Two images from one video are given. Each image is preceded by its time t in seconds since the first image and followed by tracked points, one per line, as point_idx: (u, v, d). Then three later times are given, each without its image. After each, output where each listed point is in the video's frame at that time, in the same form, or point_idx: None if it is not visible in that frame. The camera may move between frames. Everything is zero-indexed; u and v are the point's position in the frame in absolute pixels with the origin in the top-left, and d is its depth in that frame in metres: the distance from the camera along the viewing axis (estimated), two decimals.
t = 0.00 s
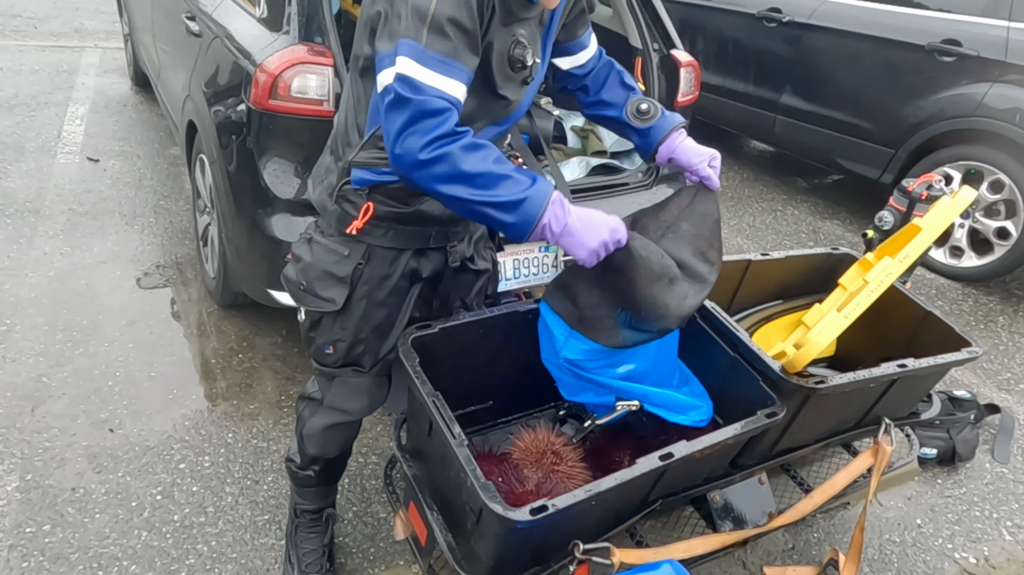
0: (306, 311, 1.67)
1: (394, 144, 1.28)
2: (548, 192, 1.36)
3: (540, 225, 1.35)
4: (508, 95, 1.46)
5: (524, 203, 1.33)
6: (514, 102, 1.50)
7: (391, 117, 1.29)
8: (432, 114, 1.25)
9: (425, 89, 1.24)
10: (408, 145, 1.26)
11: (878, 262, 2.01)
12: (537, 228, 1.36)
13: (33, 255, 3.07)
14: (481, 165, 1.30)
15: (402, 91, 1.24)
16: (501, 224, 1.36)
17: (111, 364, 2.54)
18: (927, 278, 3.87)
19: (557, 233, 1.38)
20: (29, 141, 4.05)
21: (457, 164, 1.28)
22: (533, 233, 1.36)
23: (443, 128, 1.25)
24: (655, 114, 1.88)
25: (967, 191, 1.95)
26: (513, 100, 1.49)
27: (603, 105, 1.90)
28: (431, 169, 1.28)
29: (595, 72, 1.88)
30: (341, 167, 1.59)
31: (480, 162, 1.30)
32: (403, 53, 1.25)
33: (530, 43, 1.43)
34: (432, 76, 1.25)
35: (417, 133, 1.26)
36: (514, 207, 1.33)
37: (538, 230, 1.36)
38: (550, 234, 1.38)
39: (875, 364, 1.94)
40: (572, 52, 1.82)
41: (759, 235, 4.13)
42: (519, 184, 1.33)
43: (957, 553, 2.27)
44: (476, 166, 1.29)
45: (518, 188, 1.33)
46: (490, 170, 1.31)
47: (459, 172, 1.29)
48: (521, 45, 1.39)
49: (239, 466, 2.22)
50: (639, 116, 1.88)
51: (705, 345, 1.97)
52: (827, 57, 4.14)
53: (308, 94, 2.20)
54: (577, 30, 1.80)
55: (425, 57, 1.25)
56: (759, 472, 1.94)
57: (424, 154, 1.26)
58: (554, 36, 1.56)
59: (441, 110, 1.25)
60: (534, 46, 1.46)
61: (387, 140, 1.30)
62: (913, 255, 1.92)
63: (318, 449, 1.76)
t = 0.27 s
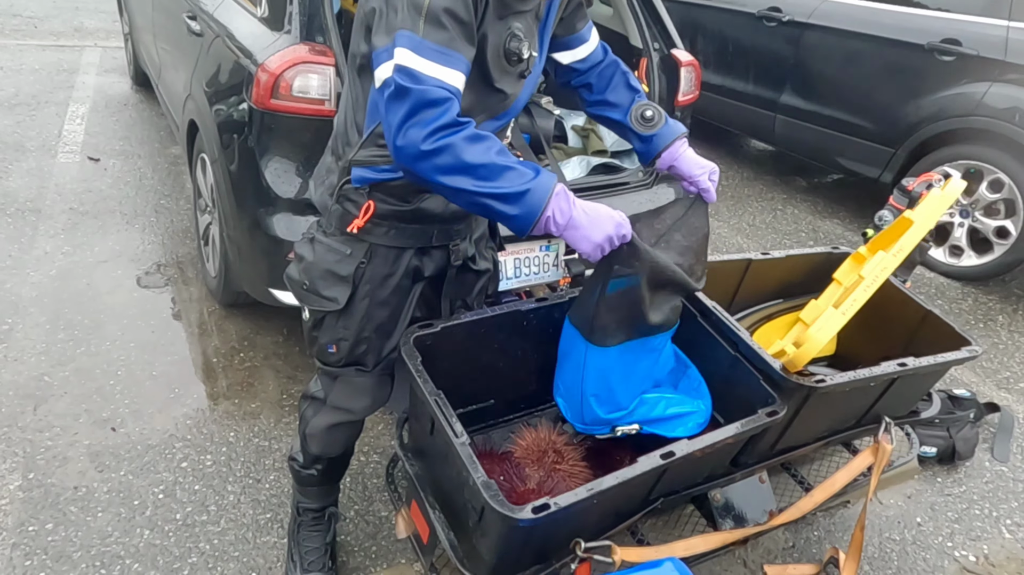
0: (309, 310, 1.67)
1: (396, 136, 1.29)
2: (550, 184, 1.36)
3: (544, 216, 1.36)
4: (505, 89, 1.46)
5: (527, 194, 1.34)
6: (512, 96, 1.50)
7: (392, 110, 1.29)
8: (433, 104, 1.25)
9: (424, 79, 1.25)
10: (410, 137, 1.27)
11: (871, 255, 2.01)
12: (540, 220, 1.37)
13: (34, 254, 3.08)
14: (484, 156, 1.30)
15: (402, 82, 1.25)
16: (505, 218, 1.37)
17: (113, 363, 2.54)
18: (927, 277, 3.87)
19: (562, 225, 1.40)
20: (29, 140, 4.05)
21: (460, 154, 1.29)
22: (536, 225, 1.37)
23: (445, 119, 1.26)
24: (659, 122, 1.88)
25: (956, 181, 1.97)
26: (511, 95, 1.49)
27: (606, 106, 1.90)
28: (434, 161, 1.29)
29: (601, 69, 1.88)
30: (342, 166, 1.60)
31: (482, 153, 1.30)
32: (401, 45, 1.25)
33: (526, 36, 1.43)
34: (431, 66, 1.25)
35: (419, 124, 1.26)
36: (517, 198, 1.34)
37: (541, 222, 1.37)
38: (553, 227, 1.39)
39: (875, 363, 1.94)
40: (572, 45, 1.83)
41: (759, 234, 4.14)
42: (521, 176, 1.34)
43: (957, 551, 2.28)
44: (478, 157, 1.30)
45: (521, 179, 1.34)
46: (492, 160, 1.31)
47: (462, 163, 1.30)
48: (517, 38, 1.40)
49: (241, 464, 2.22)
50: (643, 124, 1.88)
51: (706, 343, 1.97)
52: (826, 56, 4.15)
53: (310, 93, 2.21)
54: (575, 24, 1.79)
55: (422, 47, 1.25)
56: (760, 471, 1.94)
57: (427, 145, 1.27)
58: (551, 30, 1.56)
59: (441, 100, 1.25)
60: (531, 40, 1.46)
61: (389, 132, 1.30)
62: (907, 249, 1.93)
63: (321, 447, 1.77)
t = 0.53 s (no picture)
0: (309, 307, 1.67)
1: (400, 132, 1.29)
2: (555, 171, 1.36)
3: (550, 204, 1.36)
4: (502, 83, 1.46)
5: (532, 183, 1.34)
6: (510, 91, 1.49)
7: (395, 106, 1.29)
8: (436, 99, 1.25)
9: (426, 74, 1.25)
10: (414, 132, 1.27)
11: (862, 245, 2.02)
12: (547, 208, 1.37)
13: (36, 253, 3.07)
14: (488, 147, 1.30)
15: (404, 78, 1.25)
16: (511, 207, 1.37)
17: (114, 362, 2.54)
18: (928, 275, 3.87)
19: (570, 212, 1.40)
20: (30, 139, 4.05)
21: (464, 147, 1.29)
22: (542, 213, 1.37)
23: (448, 113, 1.26)
24: (666, 120, 1.88)
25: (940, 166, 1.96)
26: (509, 90, 1.48)
27: (611, 104, 1.90)
28: (439, 155, 1.29)
29: (603, 68, 1.88)
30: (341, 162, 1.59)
31: (485, 144, 1.30)
32: (401, 41, 1.25)
33: (524, 31, 1.42)
34: (432, 61, 1.25)
35: (422, 119, 1.26)
36: (523, 187, 1.34)
37: (548, 210, 1.37)
38: (560, 215, 1.39)
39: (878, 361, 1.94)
40: (571, 42, 1.82)
41: (761, 233, 4.14)
42: (526, 164, 1.34)
43: (959, 550, 2.28)
44: (482, 148, 1.30)
45: (527, 168, 1.34)
46: (496, 151, 1.31)
47: (466, 156, 1.29)
48: (513, 33, 1.39)
49: (243, 463, 2.22)
50: (651, 121, 1.88)
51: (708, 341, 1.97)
52: (827, 55, 4.15)
53: (312, 91, 2.21)
54: (574, 21, 1.80)
55: (424, 43, 1.24)
56: (763, 469, 1.94)
57: (431, 140, 1.27)
58: (549, 26, 1.55)
59: (443, 94, 1.25)
60: (528, 36, 1.45)
61: (393, 129, 1.31)
62: (896, 234, 1.93)
63: (323, 445, 1.76)
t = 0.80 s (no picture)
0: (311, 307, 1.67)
1: (391, 121, 1.28)
2: (542, 176, 1.36)
3: (536, 206, 1.35)
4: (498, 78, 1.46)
5: (520, 181, 1.33)
6: (505, 84, 1.49)
7: (386, 96, 1.29)
8: (427, 88, 1.25)
9: (418, 62, 1.25)
10: (404, 120, 1.27)
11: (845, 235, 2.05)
12: (533, 210, 1.35)
13: (36, 253, 3.08)
14: (477, 142, 1.30)
15: (397, 66, 1.25)
16: (496, 207, 1.36)
17: (115, 362, 2.54)
18: (927, 275, 3.88)
19: (557, 218, 1.38)
20: (30, 140, 4.05)
21: (453, 139, 1.28)
22: (527, 217, 1.36)
23: (439, 102, 1.26)
24: (680, 102, 1.88)
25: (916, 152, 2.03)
26: (504, 83, 1.48)
27: (626, 89, 1.91)
28: (427, 145, 1.29)
29: (614, 55, 1.88)
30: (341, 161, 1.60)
31: (474, 139, 1.30)
32: (394, 30, 1.25)
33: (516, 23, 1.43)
34: (424, 50, 1.25)
35: (413, 108, 1.26)
36: (510, 185, 1.33)
37: (534, 212, 1.36)
38: (546, 220, 1.37)
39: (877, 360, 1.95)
40: (574, 29, 1.82)
41: (760, 233, 4.14)
42: (513, 165, 1.34)
43: (959, 549, 2.28)
44: (471, 142, 1.29)
45: (515, 169, 1.34)
46: (484, 147, 1.31)
47: (454, 148, 1.29)
48: (506, 27, 1.40)
49: (244, 463, 2.23)
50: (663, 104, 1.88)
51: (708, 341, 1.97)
52: (826, 55, 4.15)
53: (312, 92, 2.21)
54: (574, 8, 1.79)
55: (417, 32, 1.25)
56: (764, 469, 1.95)
57: (420, 129, 1.27)
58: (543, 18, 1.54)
59: (434, 84, 1.25)
60: (521, 29, 1.45)
61: (384, 119, 1.30)
62: (875, 220, 1.97)
63: (325, 445, 1.77)
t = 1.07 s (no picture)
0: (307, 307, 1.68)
1: (381, 124, 1.30)
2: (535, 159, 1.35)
3: (532, 190, 1.35)
4: (494, 81, 1.46)
5: (513, 170, 1.33)
6: (501, 87, 1.49)
7: (376, 99, 1.30)
8: (413, 89, 1.26)
9: (402, 64, 1.25)
10: (392, 123, 1.28)
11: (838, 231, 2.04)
12: (530, 194, 1.35)
13: (36, 253, 3.08)
14: (467, 136, 1.30)
15: (382, 70, 1.26)
16: (494, 195, 1.36)
17: (115, 362, 2.55)
18: (926, 275, 3.88)
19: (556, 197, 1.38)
20: (30, 140, 4.05)
21: (442, 136, 1.28)
22: (525, 201, 1.36)
23: (425, 102, 1.26)
24: (668, 105, 1.88)
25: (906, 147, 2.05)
26: (500, 86, 1.48)
27: (614, 92, 1.91)
28: (417, 145, 1.29)
29: (603, 59, 1.89)
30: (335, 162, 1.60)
31: (464, 132, 1.30)
32: (379, 34, 1.26)
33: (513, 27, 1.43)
34: (407, 51, 1.25)
35: (400, 110, 1.27)
36: (504, 174, 1.33)
37: (530, 197, 1.36)
38: (545, 200, 1.37)
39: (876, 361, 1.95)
40: (568, 34, 1.83)
41: (760, 233, 4.15)
42: (505, 151, 1.33)
43: (957, 548, 2.29)
44: (460, 136, 1.29)
45: (506, 155, 1.33)
46: (475, 139, 1.31)
47: (444, 145, 1.29)
48: (503, 29, 1.40)
49: (244, 463, 2.23)
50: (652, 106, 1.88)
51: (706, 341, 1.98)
52: (825, 55, 4.16)
53: (312, 92, 2.21)
54: (568, 13, 1.80)
55: (401, 35, 1.25)
56: (762, 469, 1.95)
57: (408, 130, 1.27)
58: (540, 21, 1.55)
59: (419, 84, 1.26)
60: (518, 33, 1.46)
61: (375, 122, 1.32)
62: (865, 214, 1.98)
63: (323, 446, 1.77)
